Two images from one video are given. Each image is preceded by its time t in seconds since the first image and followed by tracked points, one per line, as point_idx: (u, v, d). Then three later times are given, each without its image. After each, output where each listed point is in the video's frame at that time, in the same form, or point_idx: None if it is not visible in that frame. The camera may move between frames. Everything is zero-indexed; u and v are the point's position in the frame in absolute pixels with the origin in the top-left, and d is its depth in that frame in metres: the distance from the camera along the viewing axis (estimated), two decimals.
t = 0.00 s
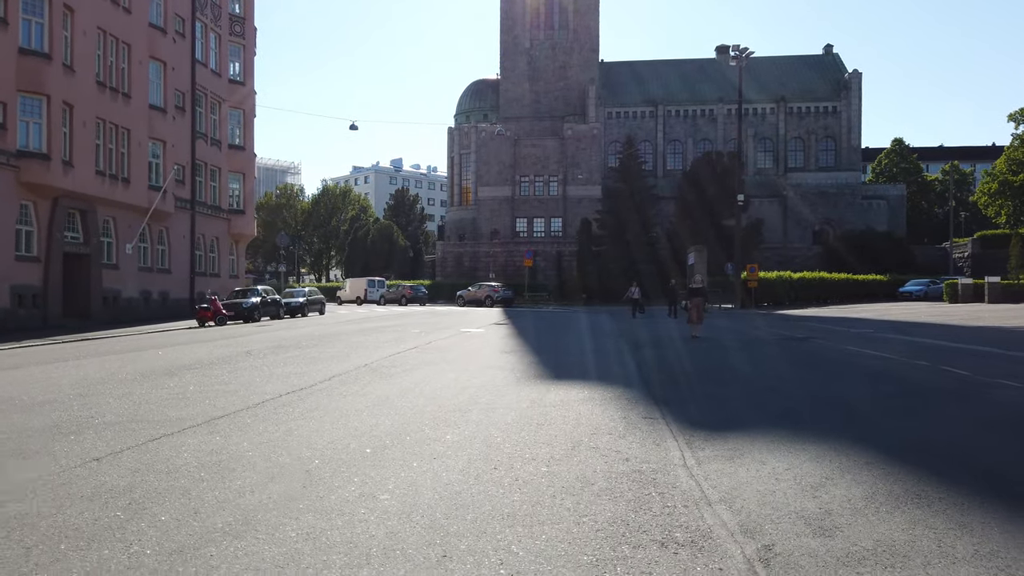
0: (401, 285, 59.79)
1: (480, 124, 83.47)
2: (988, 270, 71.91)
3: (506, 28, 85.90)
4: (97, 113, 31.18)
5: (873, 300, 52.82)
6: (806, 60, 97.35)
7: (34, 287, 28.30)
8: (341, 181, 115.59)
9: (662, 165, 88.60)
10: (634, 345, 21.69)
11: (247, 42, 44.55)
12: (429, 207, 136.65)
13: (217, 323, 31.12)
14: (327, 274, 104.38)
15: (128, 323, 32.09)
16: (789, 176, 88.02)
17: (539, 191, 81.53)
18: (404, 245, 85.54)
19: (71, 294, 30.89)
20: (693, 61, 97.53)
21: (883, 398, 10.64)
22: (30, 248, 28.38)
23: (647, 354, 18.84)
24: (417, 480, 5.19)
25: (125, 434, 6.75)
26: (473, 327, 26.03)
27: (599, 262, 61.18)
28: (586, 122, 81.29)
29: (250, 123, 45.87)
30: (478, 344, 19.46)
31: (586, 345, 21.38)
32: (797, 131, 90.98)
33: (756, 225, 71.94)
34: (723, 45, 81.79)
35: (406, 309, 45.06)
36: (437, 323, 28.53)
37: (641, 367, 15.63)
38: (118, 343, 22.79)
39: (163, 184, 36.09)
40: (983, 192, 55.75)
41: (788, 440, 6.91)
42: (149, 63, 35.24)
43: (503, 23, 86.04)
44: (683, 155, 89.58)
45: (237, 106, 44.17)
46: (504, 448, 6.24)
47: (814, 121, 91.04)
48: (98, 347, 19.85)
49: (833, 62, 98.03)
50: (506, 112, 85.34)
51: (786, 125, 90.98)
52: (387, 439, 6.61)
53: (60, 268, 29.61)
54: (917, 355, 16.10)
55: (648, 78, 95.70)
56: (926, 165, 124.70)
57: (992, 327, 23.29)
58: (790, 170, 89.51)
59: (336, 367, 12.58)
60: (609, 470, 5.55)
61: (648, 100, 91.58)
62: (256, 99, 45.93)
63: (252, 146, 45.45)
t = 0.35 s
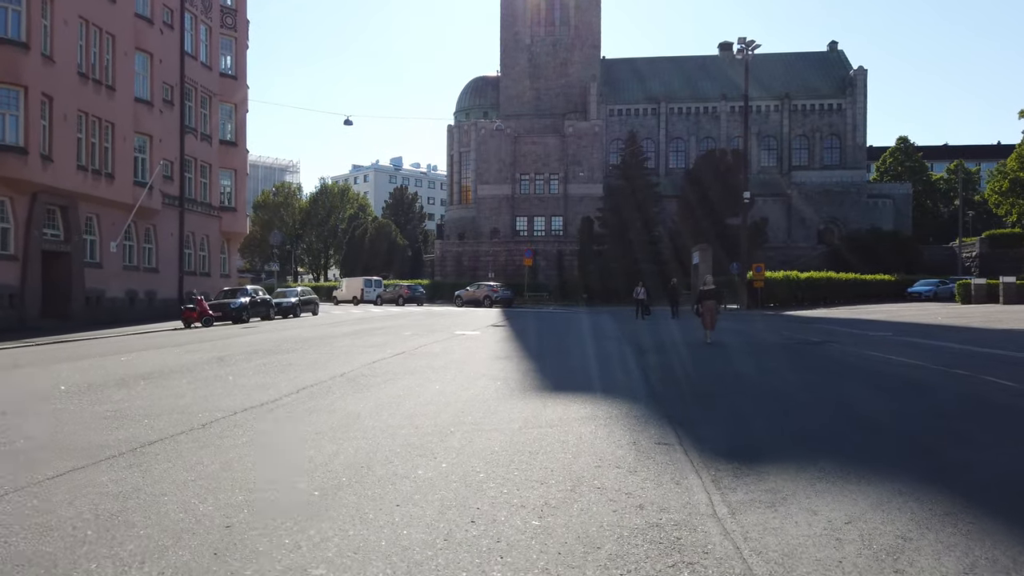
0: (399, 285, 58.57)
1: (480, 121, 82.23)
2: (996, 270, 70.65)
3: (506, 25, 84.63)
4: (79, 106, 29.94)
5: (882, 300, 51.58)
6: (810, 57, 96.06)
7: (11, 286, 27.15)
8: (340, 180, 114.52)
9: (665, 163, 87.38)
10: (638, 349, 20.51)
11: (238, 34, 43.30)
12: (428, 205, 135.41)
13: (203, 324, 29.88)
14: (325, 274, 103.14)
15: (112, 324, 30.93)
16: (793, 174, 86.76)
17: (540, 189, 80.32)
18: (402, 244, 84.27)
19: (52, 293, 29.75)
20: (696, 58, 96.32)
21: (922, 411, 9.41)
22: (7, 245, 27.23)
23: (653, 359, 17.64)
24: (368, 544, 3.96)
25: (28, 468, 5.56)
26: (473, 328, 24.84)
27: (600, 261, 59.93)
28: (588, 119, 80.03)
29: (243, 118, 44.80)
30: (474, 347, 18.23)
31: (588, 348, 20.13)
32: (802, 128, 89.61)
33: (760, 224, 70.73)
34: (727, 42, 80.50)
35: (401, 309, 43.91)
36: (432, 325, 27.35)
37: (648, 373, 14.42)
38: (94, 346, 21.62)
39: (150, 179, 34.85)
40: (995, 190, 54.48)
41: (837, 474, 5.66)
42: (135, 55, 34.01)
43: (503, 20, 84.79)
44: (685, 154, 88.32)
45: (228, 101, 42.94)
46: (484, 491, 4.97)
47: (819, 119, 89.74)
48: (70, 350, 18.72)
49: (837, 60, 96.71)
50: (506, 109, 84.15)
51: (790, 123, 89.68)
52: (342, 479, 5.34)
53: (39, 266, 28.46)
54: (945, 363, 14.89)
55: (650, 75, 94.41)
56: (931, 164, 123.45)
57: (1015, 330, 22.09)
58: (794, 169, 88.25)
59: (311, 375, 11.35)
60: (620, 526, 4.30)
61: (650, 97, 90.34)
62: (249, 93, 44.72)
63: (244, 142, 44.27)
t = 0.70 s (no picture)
0: (396, 284, 57.29)
1: (480, 118, 80.94)
2: (1005, 270, 69.33)
3: (507, 21, 83.33)
4: (59, 97, 28.68)
5: (891, 301, 50.27)
6: (815, 53, 94.65)
7: None
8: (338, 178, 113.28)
9: (667, 161, 86.00)
10: (644, 354, 19.25)
11: (230, 26, 42.01)
12: (428, 204, 134.10)
13: (188, 325, 28.57)
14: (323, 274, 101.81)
15: (94, 325, 29.67)
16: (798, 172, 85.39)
17: (541, 187, 79.05)
18: (401, 243, 82.94)
19: (31, 293, 28.51)
20: (699, 55, 95.06)
21: (978, 431, 8.14)
22: None
23: (662, 366, 16.38)
24: None
25: None
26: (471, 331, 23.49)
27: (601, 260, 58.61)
28: (589, 116, 78.78)
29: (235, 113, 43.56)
30: (470, 352, 16.94)
31: (591, 353, 18.83)
32: (807, 126, 88.25)
33: (764, 223, 69.44)
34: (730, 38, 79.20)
35: (397, 310, 42.64)
36: (427, 327, 25.99)
37: (656, 381, 13.19)
38: (66, 348, 20.38)
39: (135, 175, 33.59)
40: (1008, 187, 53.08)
41: (920, 531, 4.38)
42: (120, 45, 32.76)
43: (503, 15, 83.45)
44: (688, 152, 87.07)
45: (219, 94, 41.61)
46: (462, 561, 3.75)
47: (824, 116, 88.34)
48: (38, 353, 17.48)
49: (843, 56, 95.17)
50: (507, 106, 82.88)
51: (794, 120, 88.34)
52: (271, 542, 4.02)
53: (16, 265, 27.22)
54: (982, 372, 13.63)
55: (653, 72, 93.03)
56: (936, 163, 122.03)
57: None
58: (798, 167, 86.92)
59: (281, 386, 10.04)
60: None
61: (653, 94, 89.08)
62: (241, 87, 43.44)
63: (236, 137, 43.01)
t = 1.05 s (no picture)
0: (393, 283, 55.97)
1: (480, 115, 79.64)
2: (1015, 269, 68.01)
3: (507, 16, 82.06)
4: (37, 87, 27.39)
5: (901, 301, 48.96)
6: (820, 50, 93.31)
7: None
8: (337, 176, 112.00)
9: (670, 158, 84.67)
10: (648, 358, 18.04)
11: (220, 17, 40.69)
12: (428, 203, 132.86)
13: (172, 326, 27.27)
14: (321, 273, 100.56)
15: (74, 326, 28.40)
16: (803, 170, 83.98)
17: (541, 185, 77.74)
18: (400, 242, 81.65)
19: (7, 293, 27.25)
20: (702, 51, 93.81)
21: None
22: None
23: (668, 372, 15.15)
24: None
25: None
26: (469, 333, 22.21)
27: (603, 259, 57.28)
28: (590, 113, 77.49)
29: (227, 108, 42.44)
30: (464, 354, 15.70)
31: (592, 357, 17.61)
32: (811, 123, 86.91)
33: (769, 221, 68.10)
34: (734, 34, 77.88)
35: (393, 310, 41.37)
36: (421, 328, 24.72)
37: (663, 389, 11.97)
38: (33, 351, 19.09)
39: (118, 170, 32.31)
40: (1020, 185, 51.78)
41: None
42: (103, 34, 31.44)
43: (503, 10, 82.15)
44: (691, 149, 85.80)
45: (210, 87, 40.33)
46: None
47: (829, 113, 87.00)
48: None
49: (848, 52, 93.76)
50: (507, 103, 81.66)
51: (799, 117, 87.00)
52: None
53: None
54: None
55: (655, 68, 91.70)
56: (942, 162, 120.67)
57: None
58: (803, 165, 85.57)
59: (241, 399, 8.71)
60: None
61: (656, 91, 87.83)
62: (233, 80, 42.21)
63: (228, 132, 41.83)
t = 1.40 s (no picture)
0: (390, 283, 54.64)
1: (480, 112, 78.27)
2: None
3: (506, 11, 80.70)
4: (12, 77, 26.09)
5: (912, 301, 47.58)
6: (825, 46, 91.89)
7: None
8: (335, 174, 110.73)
9: (672, 155, 83.30)
10: (655, 364, 16.71)
11: (210, 8, 39.40)
12: (428, 202, 131.47)
13: (154, 327, 25.95)
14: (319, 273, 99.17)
15: (52, 327, 27.11)
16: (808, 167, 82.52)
17: (542, 182, 76.33)
18: (398, 240, 80.23)
19: None
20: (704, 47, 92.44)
21: None
22: None
23: (678, 379, 13.82)
24: None
25: None
26: (463, 335, 20.89)
27: (604, 258, 55.91)
28: (592, 109, 76.09)
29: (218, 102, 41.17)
30: (456, 357, 14.38)
31: (594, 362, 16.29)
32: (816, 120, 85.49)
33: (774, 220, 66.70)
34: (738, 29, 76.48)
35: (388, 310, 40.06)
36: (414, 329, 23.39)
37: (674, 400, 10.64)
38: None
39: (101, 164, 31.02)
40: None
41: None
42: (84, 23, 30.17)
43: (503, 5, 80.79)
44: (694, 146, 84.47)
45: (199, 80, 39.03)
46: None
47: (835, 110, 85.54)
48: None
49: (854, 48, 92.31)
50: (507, 100, 80.43)
51: (804, 113, 85.60)
52: None
53: None
54: None
55: (657, 64, 90.34)
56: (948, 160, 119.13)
57: None
58: (808, 162, 84.16)
59: (187, 418, 7.43)
60: None
61: (658, 87, 86.48)
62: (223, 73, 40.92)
63: (218, 127, 40.56)
